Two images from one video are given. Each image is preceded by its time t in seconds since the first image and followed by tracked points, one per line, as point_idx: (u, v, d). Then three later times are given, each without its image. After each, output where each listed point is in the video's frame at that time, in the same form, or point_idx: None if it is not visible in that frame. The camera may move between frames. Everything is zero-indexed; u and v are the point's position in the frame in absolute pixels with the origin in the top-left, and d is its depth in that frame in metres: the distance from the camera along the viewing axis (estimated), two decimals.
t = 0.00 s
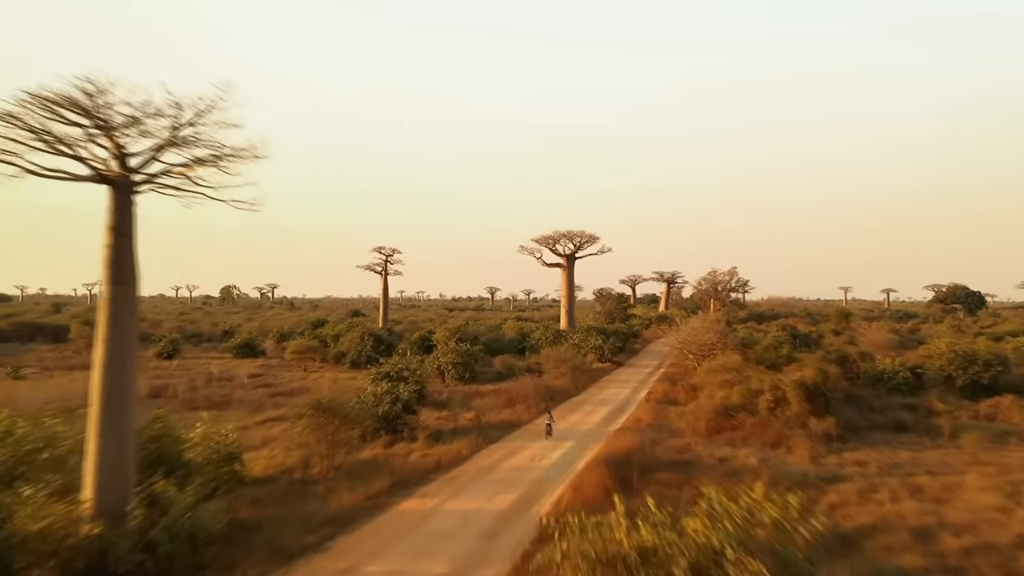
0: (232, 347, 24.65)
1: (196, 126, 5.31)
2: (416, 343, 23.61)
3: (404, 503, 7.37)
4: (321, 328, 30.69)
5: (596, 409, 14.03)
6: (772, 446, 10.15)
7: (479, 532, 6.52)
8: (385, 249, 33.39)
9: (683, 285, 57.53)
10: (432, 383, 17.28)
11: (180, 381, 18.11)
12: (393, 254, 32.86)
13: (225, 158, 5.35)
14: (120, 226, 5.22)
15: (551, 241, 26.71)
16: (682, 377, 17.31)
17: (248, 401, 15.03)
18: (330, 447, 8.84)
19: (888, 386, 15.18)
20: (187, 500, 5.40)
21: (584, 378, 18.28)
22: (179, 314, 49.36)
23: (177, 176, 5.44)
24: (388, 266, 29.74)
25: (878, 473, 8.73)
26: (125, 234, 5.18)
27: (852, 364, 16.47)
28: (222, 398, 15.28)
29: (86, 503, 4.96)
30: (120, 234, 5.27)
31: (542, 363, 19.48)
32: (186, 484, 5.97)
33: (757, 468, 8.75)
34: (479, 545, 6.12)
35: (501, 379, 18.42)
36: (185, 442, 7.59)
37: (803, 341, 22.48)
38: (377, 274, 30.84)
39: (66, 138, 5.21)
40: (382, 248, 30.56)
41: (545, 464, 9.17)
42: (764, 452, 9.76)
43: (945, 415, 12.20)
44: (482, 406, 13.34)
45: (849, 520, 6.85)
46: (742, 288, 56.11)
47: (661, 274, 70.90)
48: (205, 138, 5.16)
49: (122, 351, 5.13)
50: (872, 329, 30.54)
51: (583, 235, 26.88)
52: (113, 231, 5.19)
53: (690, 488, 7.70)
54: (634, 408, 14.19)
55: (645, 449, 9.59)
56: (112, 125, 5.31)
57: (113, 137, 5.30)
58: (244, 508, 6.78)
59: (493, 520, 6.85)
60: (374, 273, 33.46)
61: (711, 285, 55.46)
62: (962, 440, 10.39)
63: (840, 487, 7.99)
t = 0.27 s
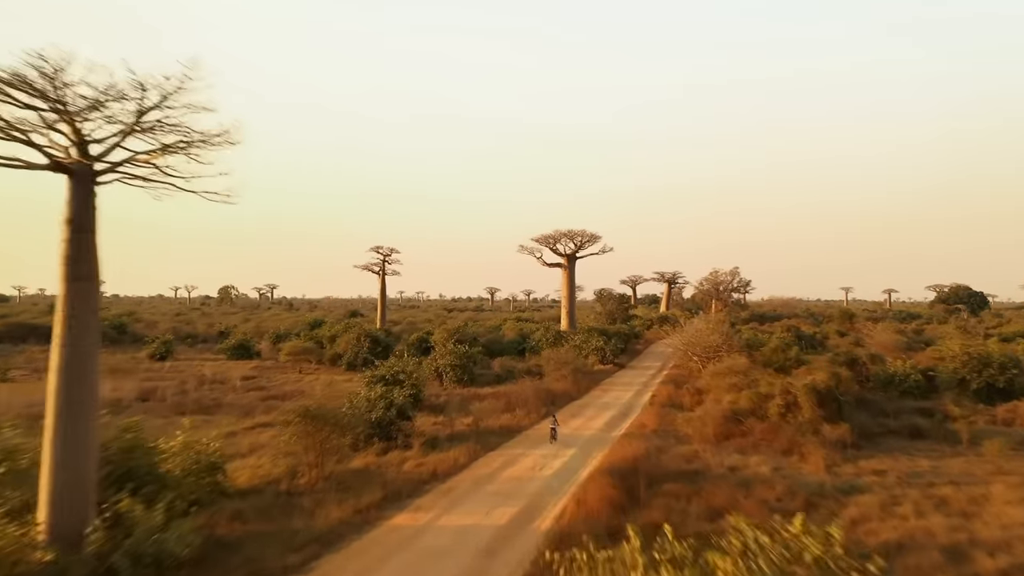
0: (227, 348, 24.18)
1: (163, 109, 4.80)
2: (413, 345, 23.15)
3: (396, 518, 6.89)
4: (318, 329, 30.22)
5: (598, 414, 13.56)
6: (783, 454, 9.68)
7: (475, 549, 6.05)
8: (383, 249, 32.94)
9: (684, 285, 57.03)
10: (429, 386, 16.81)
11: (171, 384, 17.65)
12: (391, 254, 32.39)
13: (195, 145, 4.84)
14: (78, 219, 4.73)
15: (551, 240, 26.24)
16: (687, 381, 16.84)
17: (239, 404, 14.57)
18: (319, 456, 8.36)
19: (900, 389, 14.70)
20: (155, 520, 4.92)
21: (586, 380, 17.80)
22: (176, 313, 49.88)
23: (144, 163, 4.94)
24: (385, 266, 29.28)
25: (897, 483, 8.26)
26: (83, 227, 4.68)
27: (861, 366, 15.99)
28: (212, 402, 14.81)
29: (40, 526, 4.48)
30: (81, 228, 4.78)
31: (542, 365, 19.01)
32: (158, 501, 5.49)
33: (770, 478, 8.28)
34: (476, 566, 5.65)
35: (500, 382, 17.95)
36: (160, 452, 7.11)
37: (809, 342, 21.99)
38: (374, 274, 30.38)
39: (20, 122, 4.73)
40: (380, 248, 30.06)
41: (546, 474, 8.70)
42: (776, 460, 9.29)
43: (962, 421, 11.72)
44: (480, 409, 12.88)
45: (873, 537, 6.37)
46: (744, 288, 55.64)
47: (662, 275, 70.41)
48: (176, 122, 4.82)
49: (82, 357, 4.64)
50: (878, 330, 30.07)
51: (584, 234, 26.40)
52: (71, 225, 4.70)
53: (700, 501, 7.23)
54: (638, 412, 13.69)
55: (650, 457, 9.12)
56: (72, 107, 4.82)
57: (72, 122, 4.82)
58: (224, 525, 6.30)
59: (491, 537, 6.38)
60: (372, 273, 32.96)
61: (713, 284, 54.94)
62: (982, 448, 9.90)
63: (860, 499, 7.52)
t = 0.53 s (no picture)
0: (220, 349, 23.66)
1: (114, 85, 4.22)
2: (411, 346, 22.62)
3: (386, 538, 6.35)
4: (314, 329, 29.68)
5: (601, 419, 13.03)
6: (798, 464, 9.15)
7: (471, 573, 5.51)
8: (381, 248, 32.42)
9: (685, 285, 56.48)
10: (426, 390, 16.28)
11: (160, 387, 17.11)
12: (389, 253, 31.86)
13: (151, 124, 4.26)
14: (19, 209, 4.18)
15: (552, 239, 25.70)
16: (692, 384, 16.31)
17: (228, 409, 14.05)
18: (305, 469, 7.81)
19: (915, 393, 14.16)
20: (110, 548, 4.38)
21: (588, 383, 17.28)
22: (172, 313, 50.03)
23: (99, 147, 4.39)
24: (383, 266, 28.74)
25: (923, 497, 7.73)
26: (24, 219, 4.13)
27: (873, 369, 15.46)
28: (200, 407, 14.28)
29: None
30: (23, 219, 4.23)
31: (543, 367, 18.47)
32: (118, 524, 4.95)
33: (787, 492, 7.75)
34: None
35: (499, 385, 17.41)
36: (131, 466, 6.57)
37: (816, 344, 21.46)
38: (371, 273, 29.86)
39: None
40: (377, 247, 29.54)
41: (547, 486, 8.16)
42: (792, 472, 8.76)
43: (983, 427, 11.18)
44: (477, 414, 12.34)
45: (905, 560, 5.84)
46: (746, 288, 55.08)
47: (663, 275, 69.86)
48: (132, 106, 4.31)
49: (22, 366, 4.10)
50: (884, 331, 29.53)
51: (586, 233, 25.86)
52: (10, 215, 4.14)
53: (715, 518, 6.69)
54: (642, 418, 13.16)
55: (658, 468, 8.59)
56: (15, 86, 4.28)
57: (15, 101, 4.28)
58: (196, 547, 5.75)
59: (488, 560, 5.84)
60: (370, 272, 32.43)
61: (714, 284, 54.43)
62: (1009, 458, 9.37)
63: (886, 515, 6.98)
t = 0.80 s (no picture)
0: (213, 351, 23.13)
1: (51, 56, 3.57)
2: (408, 348, 22.07)
3: (374, 560, 5.82)
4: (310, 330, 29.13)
5: (604, 424, 12.48)
6: (816, 476, 8.61)
7: None
8: (379, 246, 31.93)
9: (687, 285, 55.91)
10: (422, 394, 15.74)
11: (149, 389, 16.59)
12: (387, 252, 31.32)
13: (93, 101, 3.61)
14: None
15: (553, 238, 25.15)
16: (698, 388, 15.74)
17: (217, 414, 13.51)
18: (288, 483, 7.27)
19: (931, 397, 13.60)
20: None
21: (591, 387, 16.73)
22: (167, 313, 50.28)
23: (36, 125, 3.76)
24: (380, 266, 28.18)
25: (954, 513, 7.18)
26: None
27: (887, 372, 14.88)
28: (188, 411, 13.74)
29: None
30: None
31: (544, 369, 17.92)
32: (64, 556, 4.43)
33: (808, 507, 7.19)
34: None
35: (498, 389, 16.86)
36: (94, 483, 6.05)
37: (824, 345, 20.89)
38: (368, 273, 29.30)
39: None
40: (374, 247, 28.99)
41: (549, 499, 7.61)
42: (810, 484, 8.20)
43: (1007, 434, 10.61)
44: (475, 420, 11.80)
45: None
46: (748, 288, 54.50)
47: (665, 275, 69.29)
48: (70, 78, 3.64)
49: None
50: (892, 333, 28.96)
51: (588, 232, 25.29)
52: None
53: (732, 538, 6.15)
54: (648, 422, 12.63)
55: (667, 480, 8.04)
56: None
57: None
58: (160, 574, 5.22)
59: None
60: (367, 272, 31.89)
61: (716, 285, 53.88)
62: None
63: (917, 534, 6.44)
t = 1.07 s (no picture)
0: (206, 353, 22.61)
1: None
2: (405, 349, 21.58)
3: None
4: (306, 331, 28.62)
5: (608, 430, 12.00)
6: (834, 487, 8.12)
7: None
8: (376, 246, 31.46)
9: (688, 285, 55.38)
10: (418, 398, 15.25)
11: (137, 393, 16.09)
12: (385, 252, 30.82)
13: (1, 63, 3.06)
14: None
15: (554, 237, 24.66)
16: (704, 392, 15.23)
17: (206, 419, 13.02)
18: (271, 497, 6.79)
19: (946, 401, 13.12)
20: None
21: (593, 390, 16.24)
22: (163, 313, 50.81)
23: None
24: (377, 265, 27.67)
25: (986, 528, 6.71)
26: None
27: (898, 373, 14.40)
28: (176, 416, 13.24)
29: None
30: None
31: (544, 372, 17.43)
32: None
33: (830, 523, 6.72)
34: None
35: (497, 392, 16.37)
36: (57, 502, 5.56)
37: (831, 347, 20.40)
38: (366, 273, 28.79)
39: None
40: (371, 246, 28.48)
41: (552, 514, 7.14)
42: (829, 497, 7.73)
43: None
44: (472, 427, 11.30)
45: None
46: (750, 288, 53.98)
47: (666, 275, 68.75)
48: None
49: None
50: (898, 333, 28.46)
51: (589, 231, 24.80)
52: None
53: (750, 559, 5.67)
54: (653, 428, 12.14)
55: (677, 493, 7.56)
56: None
57: None
58: None
59: None
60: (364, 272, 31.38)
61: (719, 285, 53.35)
62: None
63: (949, 553, 5.96)
